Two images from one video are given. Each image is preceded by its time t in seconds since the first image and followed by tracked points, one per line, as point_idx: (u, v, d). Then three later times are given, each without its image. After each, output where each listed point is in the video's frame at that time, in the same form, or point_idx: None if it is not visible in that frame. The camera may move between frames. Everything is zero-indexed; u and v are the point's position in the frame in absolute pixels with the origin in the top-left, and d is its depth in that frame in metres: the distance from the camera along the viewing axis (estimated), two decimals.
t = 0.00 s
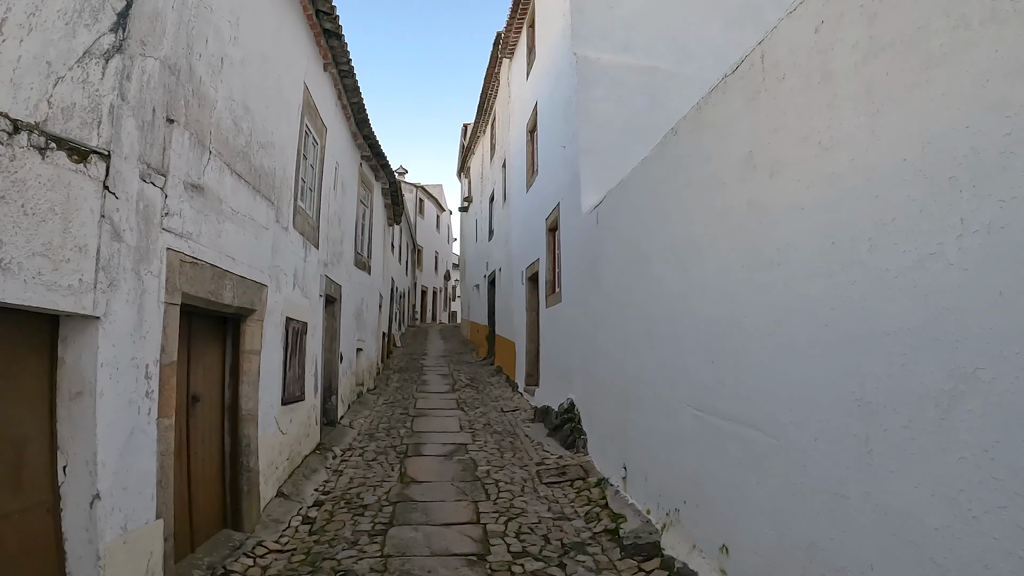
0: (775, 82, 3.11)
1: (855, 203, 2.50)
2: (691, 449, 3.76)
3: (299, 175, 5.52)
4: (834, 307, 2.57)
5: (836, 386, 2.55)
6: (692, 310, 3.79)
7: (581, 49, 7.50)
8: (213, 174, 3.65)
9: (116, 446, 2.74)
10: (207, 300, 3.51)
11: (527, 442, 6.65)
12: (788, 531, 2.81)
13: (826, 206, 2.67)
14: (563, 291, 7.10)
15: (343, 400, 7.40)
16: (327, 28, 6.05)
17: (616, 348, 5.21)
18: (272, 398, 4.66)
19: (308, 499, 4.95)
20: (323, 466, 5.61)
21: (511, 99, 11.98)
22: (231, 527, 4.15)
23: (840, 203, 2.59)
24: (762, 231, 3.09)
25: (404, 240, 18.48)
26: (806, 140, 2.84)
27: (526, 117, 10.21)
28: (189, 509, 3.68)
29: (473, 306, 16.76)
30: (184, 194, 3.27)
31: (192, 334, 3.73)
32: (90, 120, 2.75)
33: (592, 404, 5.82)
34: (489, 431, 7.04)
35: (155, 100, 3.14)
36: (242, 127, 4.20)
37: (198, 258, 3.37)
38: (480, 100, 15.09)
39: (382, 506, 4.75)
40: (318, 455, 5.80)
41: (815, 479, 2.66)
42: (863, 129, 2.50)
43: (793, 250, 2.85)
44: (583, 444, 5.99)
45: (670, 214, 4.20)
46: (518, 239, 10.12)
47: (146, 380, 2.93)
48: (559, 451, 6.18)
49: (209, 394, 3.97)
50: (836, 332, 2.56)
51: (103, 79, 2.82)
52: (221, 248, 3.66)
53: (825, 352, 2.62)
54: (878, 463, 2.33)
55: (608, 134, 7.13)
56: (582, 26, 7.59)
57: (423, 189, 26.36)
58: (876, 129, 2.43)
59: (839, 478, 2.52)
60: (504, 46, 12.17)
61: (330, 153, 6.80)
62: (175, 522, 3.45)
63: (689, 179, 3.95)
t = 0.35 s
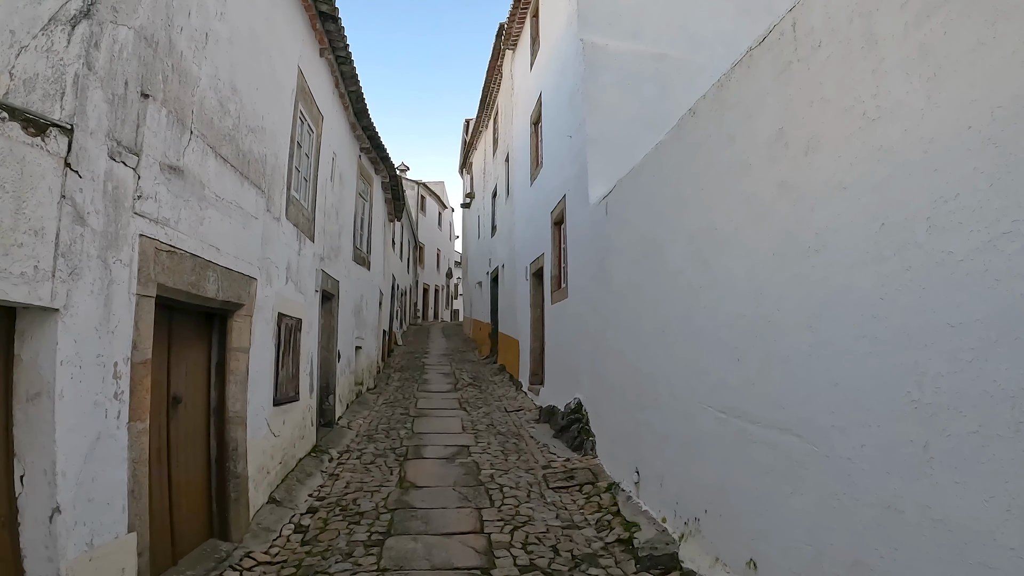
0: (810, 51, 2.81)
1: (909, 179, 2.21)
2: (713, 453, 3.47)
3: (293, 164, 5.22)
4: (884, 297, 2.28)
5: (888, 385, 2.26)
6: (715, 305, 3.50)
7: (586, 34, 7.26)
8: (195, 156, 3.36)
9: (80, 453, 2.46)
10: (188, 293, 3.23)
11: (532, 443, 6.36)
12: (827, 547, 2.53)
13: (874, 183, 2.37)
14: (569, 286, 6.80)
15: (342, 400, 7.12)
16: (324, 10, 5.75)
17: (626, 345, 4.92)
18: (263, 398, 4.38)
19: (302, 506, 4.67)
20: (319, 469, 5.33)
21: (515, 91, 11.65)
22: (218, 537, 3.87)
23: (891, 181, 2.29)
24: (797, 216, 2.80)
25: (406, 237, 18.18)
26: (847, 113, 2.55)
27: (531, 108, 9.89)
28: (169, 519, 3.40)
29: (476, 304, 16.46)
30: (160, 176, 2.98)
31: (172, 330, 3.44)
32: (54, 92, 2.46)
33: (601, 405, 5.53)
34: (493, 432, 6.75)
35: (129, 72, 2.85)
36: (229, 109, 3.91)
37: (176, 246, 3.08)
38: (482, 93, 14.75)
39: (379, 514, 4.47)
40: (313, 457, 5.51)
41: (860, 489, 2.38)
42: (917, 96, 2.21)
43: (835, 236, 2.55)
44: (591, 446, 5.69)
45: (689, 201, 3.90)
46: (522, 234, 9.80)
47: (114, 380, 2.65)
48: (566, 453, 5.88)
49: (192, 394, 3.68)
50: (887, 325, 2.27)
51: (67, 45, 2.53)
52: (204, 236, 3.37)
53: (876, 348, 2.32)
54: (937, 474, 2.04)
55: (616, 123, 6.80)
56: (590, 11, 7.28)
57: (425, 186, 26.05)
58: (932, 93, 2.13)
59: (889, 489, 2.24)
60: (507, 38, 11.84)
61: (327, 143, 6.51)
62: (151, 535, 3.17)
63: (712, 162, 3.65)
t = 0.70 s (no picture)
0: (850, 17, 2.51)
1: (975, 157, 1.91)
2: (737, 465, 3.18)
3: (284, 155, 4.93)
4: (945, 292, 1.99)
5: (950, 395, 1.96)
6: (740, 303, 3.20)
7: (593, 22, 6.92)
8: (169, 141, 3.07)
9: (31, 471, 2.17)
10: (160, 290, 2.94)
11: (537, 449, 6.06)
12: (874, 575, 2.24)
13: (931, 163, 2.08)
14: (575, 285, 6.49)
15: (338, 403, 6.83)
16: None
17: (637, 346, 4.62)
18: (251, 404, 4.09)
19: (293, 518, 4.38)
20: (312, 477, 5.04)
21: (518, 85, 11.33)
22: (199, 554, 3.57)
23: (951, 159, 2.00)
24: (838, 203, 2.51)
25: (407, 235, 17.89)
26: (896, 84, 2.25)
27: (534, 102, 9.57)
28: (142, 538, 3.11)
29: (478, 304, 16.17)
30: (125, 161, 2.69)
31: (145, 331, 3.16)
32: None
33: (609, 410, 5.23)
34: (495, 436, 6.45)
35: (92, 45, 2.54)
36: (210, 92, 3.62)
37: (145, 239, 2.79)
38: (484, 89, 14.43)
39: (373, 528, 4.17)
40: (306, 464, 5.23)
41: (915, 513, 2.08)
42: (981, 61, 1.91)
43: (885, 222, 2.26)
44: (599, 453, 5.38)
45: (709, 190, 3.60)
46: (526, 231, 9.49)
47: (69, 389, 2.36)
48: (572, 460, 5.58)
49: (169, 400, 3.40)
50: (948, 325, 1.98)
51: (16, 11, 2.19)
52: (178, 229, 3.08)
53: (935, 351, 2.03)
54: (1010, 498, 1.75)
55: (623, 114, 6.48)
56: None
57: (427, 184, 25.78)
58: (1002, 56, 1.84)
59: (949, 513, 1.95)
60: (509, 31, 11.52)
61: (322, 135, 6.21)
62: (120, 555, 2.89)
63: (736, 147, 3.35)
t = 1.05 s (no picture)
0: None
1: None
2: (776, 474, 2.90)
3: (274, 142, 4.63)
4: None
5: None
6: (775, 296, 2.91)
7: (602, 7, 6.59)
8: (140, 119, 2.78)
9: None
10: (129, 283, 2.66)
11: (543, 452, 5.76)
12: None
13: (1011, 130, 1.79)
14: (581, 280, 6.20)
15: (335, 404, 6.53)
16: None
17: (651, 344, 4.32)
18: (239, 407, 3.82)
19: (284, 528, 4.10)
20: (305, 483, 4.74)
21: (520, 76, 11.01)
22: (180, 571, 3.29)
23: None
24: (894, 182, 2.24)
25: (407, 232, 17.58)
26: (962, 43, 1.96)
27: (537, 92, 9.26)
28: (114, 556, 2.82)
29: (480, 301, 15.89)
30: (87, 139, 2.39)
31: (114, 329, 2.87)
32: None
33: (620, 412, 4.93)
34: (499, 439, 6.17)
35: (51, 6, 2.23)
36: (189, 69, 3.32)
37: (109, 226, 2.50)
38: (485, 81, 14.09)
39: (370, 539, 3.90)
40: (300, 469, 4.93)
41: (991, 536, 1.81)
42: None
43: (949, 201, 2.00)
44: (609, 457, 5.09)
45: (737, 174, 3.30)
46: (529, 226, 9.17)
47: (16, 395, 2.05)
48: (580, 464, 5.29)
49: (143, 405, 3.11)
50: None
51: None
52: (150, 216, 2.79)
53: (1021, 349, 1.74)
54: None
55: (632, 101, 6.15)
56: None
57: (427, 181, 25.47)
58: None
59: None
60: (510, 20, 11.18)
61: (316, 123, 5.91)
62: None
63: (767, 126, 3.05)
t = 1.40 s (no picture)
0: None
1: None
2: (822, 489, 2.62)
3: (270, 133, 4.35)
4: None
5: None
6: (820, 292, 2.63)
7: None
8: (117, 100, 2.50)
9: None
10: (104, 281, 2.39)
11: (554, 458, 5.48)
12: None
13: None
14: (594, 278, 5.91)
15: (337, 408, 6.24)
16: None
17: (673, 345, 4.03)
18: (232, 415, 3.55)
19: (282, 543, 3.83)
20: (304, 494, 4.46)
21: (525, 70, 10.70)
22: None
23: None
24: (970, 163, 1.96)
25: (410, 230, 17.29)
26: None
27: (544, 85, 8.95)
28: None
29: (484, 300, 15.61)
30: (53, 119, 2.11)
31: (90, 332, 2.60)
32: None
33: (638, 417, 4.64)
34: (508, 444, 5.89)
35: None
36: (177, 49, 3.04)
37: (78, 216, 2.23)
38: (489, 77, 13.78)
39: (373, 557, 3.62)
40: (299, 479, 4.65)
41: None
42: None
43: None
44: (626, 464, 4.80)
45: (775, 160, 3.01)
46: (536, 223, 8.88)
47: None
48: (595, 471, 5.01)
49: (126, 414, 2.85)
50: None
51: None
52: (128, 207, 2.52)
53: None
54: None
55: (647, 90, 5.83)
56: None
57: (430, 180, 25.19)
58: None
59: None
60: (516, 13, 10.87)
61: (315, 115, 5.61)
62: None
63: (809, 105, 2.77)
